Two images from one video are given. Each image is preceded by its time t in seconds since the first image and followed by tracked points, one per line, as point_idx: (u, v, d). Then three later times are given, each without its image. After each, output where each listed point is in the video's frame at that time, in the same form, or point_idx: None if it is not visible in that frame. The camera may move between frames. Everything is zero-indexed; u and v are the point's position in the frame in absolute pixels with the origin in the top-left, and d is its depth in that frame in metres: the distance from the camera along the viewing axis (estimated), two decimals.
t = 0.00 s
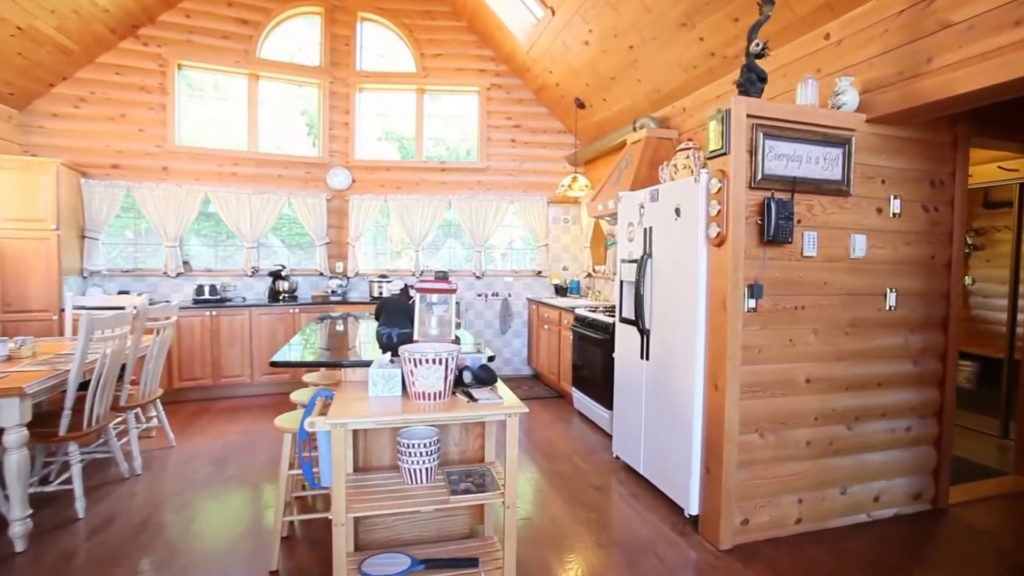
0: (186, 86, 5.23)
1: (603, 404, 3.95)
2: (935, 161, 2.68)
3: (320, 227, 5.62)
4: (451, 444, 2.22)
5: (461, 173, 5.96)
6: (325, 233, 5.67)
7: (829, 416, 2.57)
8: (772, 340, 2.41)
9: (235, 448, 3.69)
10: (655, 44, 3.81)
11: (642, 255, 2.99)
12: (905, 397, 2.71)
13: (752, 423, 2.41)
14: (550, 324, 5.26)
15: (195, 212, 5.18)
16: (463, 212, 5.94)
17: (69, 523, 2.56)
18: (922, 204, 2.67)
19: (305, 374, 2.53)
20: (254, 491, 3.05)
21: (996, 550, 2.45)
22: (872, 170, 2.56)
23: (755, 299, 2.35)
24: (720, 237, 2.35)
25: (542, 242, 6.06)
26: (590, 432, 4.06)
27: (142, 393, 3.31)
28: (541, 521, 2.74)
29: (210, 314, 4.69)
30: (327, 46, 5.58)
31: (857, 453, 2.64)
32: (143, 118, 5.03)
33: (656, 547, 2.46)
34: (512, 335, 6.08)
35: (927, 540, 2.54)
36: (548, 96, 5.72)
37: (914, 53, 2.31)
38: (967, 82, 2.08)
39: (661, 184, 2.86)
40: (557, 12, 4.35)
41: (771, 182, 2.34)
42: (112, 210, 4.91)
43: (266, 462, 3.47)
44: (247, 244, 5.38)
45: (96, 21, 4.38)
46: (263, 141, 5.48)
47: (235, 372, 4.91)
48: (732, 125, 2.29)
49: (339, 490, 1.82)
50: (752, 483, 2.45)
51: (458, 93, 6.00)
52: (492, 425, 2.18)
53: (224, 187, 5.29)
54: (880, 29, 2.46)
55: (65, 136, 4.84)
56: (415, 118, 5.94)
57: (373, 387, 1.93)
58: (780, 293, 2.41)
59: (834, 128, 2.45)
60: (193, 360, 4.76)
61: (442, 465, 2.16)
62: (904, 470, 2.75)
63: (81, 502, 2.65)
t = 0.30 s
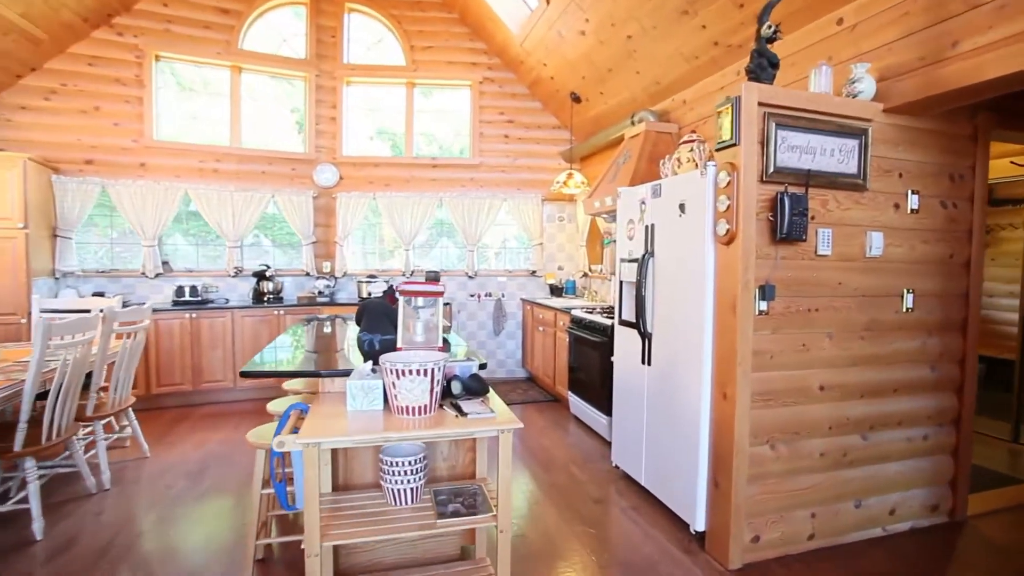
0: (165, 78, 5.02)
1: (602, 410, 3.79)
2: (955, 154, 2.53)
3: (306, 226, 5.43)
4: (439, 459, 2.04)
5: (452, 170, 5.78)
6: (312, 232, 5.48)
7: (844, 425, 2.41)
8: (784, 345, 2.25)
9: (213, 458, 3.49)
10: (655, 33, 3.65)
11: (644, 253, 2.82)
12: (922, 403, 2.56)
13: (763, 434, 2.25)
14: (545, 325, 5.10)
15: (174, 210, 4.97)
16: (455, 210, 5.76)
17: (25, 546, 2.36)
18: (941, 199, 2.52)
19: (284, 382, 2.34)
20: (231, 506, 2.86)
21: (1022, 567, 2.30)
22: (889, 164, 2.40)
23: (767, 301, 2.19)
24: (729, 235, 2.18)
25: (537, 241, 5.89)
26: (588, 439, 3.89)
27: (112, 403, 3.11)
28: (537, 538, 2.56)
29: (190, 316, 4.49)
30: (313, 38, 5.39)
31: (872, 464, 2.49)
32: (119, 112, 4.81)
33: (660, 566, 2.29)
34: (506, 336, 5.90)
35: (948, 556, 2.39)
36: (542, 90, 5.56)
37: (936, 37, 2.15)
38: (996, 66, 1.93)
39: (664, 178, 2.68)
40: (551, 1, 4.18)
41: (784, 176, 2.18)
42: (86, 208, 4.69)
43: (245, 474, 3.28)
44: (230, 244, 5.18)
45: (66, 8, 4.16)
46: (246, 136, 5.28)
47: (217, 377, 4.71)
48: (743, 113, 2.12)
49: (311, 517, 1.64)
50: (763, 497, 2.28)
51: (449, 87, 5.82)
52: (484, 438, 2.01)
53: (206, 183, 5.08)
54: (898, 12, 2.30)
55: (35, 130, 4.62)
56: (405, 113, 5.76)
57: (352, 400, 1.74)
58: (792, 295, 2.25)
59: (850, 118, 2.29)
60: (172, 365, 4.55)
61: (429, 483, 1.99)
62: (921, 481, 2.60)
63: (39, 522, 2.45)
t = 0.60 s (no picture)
0: (144, 70, 4.81)
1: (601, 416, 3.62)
2: (978, 148, 2.37)
3: (293, 225, 5.24)
4: (427, 478, 1.87)
5: (444, 167, 5.60)
6: (299, 231, 5.30)
7: (862, 437, 2.25)
8: (800, 352, 2.10)
9: (191, 469, 3.30)
10: (656, 23, 3.49)
11: (646, 253, 2.65)
12: (943, 413, 2.41)
13: (777, 447, 2.09)
14: (541, 327, 4.93)
15: (154, 208, 4.76)
16: (447, 208, 5.58)
17: None
18: (963, 195, 2.37)
19: (262, 394, 2.14)
20: (206, 524, 2.67)
21: None
22: (910, 157, 2.25)
23: (782, 305, 2.03)
24: (742, 233, 2.01)
25: (532, 239, 5.72)
26: (586, 447, 3.73)
27: (78, 414, 2.91)
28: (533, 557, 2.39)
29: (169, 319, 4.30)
30: (299, 30, 5.20)
31: (891, 477, 2.33)
32: (94, 105, 4.60)
33: None
34: (500, 338, 5.73)
35: None
36: (537, 84, 5.39)
37: (965, 19, 2.00)
38: None
39: (668, 173, 2.52)
40: None
41: (800, 170, 2.02)
42: (59, 206, 4.48)
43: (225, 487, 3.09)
44: (213, 243, 4.98)
45: None
46: (229, 132, 5.09)
47: (198, 382, 4.51)
48: (758, 102, 1.95)
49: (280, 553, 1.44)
50: (777, 515, 2.12)
51: (441, 81, 5.64)
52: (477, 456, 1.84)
53: (187, 180, 4.88)
54: None
55: (5, 123, 4.40)
56: (395, 108, 5.58)
57: (329, 418, 1.56)
58: (809, 298, 2.09)
59: (870, 108, 2.14)
60: (150, 370, 4.34)
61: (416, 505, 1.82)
62: (941, 494, 2.45)
63: None
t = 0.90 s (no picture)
0: (123, 62, 4.62)
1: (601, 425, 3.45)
2: (1005, 142, 2.22)
3: (280, 224, 5.05)
4: (414, 503, 1.70)
5: (437, 164, 5.42)
6: (286, 231, 5.10)
7: (884, 452, 2.10)
8: (820, 362, 1.93)
9: (166, 483, 3.10)
10: (658, 12, 3.33)
11: (651, 255, 2.49)
12: (967, 425, 2.26)
13: (795, 465, 1.93)
14: (537, 330, 4.77)
15: (133, 206, 4.56)
16: (440, 208, 5.40)
17: None
18: (990, 193, 2.21)
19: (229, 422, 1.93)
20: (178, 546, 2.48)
21: None
22: (935, 152, 2.09)
23: (801, 312, 1.87)
24: (757, 233, 1.85)
25: (528, 240, 5.55)
26: (585, 457, 3.56)
27: (42, 426, 2.72)
28: None
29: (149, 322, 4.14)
30: (287, 22, 5.01)
31: (914, 495, 2.17)
32: (70, 99, 4.40)
33: None
34: (495, 342, 5.55)
35: None
36: (533, 79, 5.22)
37: (999, 2, 1.84)
38: None
39: (675, 169, 2.36)
40: None
41: (820, 165, 1.86)
42: (32, 205, 4.27)
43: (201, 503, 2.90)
44: (196, 244, 4.79)
45: None
46: (213, 127, 4.90)
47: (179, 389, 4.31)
48: (775, 90, 1.80)
49: None
50: (794, 539, 1.96)
51: (434, 76, 5.46)
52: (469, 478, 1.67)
53: (169, 178, 4.69)
54: None
55: None
56: (386, 103, 5.40)
57: (300, 441, 1.38)
58: (829, 304, 1.93)
59: (894, 99, 1.98)
60: (128, 376, 4.14)
61: (402, 533, 1.65)
62: (965, 512, 2.30)
63: None
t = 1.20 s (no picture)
0: (102, 55, 4.43)
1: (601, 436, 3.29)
2: None
3: (267, 225, 4.87)
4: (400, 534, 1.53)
5: (431, 163, 5.25)
6: (273, 231, 4.92)
7: (910, 472, 1.94)
8: (844, 376, 1.78)
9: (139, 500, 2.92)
10: (661, 3, 3.17)
11: (657, 257, 2.33)
12: (996, 441, 2.10)
13: (817, 488, 1.77)
14: (533, 335, 4.60)
15: (113, 205, 4.37)
16: (433, 207, 5.23)
17: None
18: (1020, 192, 2.06)
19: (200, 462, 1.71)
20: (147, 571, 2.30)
21: None
22: (964, 147, 1.94)
23: (825, 321, 1.71)
24: (777, 234, 1.69)
25: (524, 241, 5.37)
26: (584, 469, 3.39)
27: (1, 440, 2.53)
28: None
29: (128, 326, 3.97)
30: (274, 14, 4.83)
31: (941, 518, 2.02)
32: (45, 92, 4.20)
33: None
34: (490, 346, 5.38)
35: None
36: (530, 75, 5.06)
37: None
38: None
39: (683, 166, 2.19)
40: None
41: (845, 161, 1.71)
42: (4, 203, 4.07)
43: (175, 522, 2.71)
44: (179, 245, 4.60)
45: None
46: (198, 123, 4.71)
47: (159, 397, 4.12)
48: (797, 78, 1.64)
49: None
50: (815, 568, 1.80)
51: (428, 72, 5.29)
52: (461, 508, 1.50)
53: (150, 176, 4.50)
54: None
55: None
56: (378, 100, 5.22)
57: (268, 473, 1.21)
58: (852, 312, 1.77)
59: (922, 89, 1.83)
60: (104, 384, 3.95)
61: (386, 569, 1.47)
62: (993, 534, 2.14)
63: None
